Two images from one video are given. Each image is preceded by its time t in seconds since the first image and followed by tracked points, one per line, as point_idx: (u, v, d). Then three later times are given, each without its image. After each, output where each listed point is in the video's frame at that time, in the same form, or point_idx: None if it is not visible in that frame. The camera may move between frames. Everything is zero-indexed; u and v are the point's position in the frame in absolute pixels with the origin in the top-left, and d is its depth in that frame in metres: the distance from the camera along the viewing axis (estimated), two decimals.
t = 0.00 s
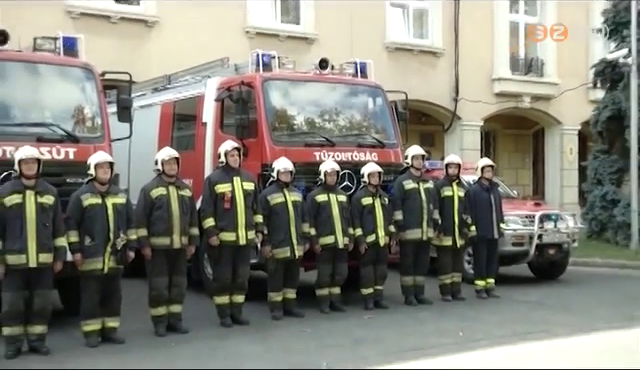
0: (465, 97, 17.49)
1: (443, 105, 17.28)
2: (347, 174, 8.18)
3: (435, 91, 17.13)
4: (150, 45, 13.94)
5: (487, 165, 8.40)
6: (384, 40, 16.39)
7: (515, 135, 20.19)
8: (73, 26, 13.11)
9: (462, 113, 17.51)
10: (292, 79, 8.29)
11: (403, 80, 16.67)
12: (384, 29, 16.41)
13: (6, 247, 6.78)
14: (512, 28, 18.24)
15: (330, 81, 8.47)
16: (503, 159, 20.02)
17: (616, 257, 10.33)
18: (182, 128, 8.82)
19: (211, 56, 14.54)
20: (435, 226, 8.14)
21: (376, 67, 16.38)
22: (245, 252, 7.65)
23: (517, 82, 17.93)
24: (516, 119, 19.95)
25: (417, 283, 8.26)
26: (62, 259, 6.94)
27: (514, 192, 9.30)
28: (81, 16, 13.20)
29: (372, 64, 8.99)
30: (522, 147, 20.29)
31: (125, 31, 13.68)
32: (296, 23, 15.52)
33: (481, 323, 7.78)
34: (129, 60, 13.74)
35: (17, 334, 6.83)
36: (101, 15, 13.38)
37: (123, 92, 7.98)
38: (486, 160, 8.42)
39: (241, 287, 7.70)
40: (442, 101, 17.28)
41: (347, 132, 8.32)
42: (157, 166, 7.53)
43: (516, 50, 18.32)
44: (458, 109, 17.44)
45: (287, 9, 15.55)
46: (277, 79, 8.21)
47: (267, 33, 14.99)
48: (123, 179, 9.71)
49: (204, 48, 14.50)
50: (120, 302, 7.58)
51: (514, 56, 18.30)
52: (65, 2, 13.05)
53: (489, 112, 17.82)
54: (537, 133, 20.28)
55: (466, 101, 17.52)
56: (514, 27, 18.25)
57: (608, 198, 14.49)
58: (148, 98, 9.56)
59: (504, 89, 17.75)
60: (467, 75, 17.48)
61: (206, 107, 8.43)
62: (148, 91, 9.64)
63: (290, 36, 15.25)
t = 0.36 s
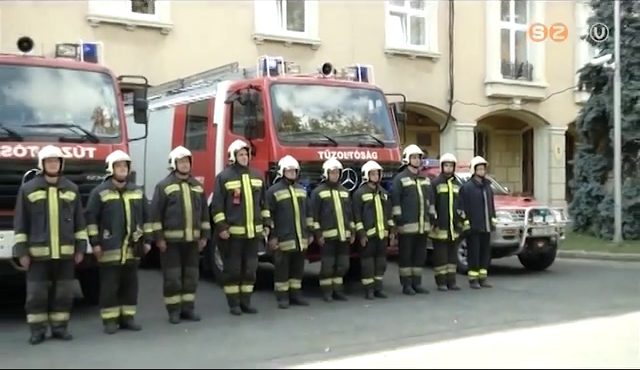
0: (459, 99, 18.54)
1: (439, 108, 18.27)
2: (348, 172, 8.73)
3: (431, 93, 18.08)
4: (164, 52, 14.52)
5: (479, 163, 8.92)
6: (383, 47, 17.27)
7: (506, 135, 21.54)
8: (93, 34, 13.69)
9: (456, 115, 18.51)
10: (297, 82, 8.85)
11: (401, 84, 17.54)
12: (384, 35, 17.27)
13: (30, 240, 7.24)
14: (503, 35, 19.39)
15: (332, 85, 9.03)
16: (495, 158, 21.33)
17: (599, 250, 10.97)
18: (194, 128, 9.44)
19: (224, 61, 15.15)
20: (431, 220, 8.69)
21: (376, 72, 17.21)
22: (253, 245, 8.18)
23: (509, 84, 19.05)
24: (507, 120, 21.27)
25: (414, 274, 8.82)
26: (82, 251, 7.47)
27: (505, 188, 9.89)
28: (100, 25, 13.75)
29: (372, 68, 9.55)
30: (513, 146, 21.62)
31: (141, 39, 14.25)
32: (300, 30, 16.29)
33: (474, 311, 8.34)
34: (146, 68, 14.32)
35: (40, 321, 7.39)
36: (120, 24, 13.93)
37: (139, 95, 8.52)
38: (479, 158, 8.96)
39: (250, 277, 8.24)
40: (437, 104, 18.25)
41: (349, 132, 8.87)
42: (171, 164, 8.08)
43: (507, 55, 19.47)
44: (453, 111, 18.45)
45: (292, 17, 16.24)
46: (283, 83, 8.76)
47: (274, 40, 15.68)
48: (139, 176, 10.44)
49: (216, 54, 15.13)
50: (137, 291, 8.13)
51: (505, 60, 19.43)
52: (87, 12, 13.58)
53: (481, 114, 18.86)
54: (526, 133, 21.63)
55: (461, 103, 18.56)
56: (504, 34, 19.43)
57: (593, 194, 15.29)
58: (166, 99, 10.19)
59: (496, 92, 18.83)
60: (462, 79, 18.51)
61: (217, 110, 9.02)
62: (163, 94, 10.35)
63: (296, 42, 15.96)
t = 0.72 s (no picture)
0: (457, 103, 19.56)
1: (437, 111, 19.32)
2: (353, 171, 9.34)
3: (430, 97, 19.10)
4: (182, 58, 15.42)
5: (475, 162, 9.54)
6: (385, 54, 18.24)
7: (500, 136, 22.74)
8: (115, 44, 14.55)
9: (454, 117, 19.56)
10: (305, 88, 9.47)
11: (402, 88, 18.54)
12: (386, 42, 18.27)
13: (57, 234, 7.81)
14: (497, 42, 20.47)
15: (338, 90, 9.65)
16: (489, 158, 22.54)
17: (587, 243, 11.65)
18: (209, 131, 10.16)
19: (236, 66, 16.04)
20: (430, 216, 9.30)
21: (378, 77, 18.17)
22: (264, 239, 8.78)
23: (502, 89, 20.15)
24: (501, 123, 22.49)
25: (414, 266, 9.44)
26: (105, 244, 8.07)
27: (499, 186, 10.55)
28: (122, 34, 14.63)
29: (375, 74, 10.18)
30: (506, 147, 22.82)
31: (160, 46, 15.11)
32: (307, 38, 17.23)
33: (470, 302, 8.94)
34: (166, 73, 15.19)
35: (66, 309, 8.00)
36: (140, 33, 14.79)
37: (157, 99, 9.14)
38: (475, 158, 9.56)
39: (261, 269, 8.85)
40: (436, 107, 19.28)
41: (354, 134, 9.48)
42: (188, 164, 8.69)
43: (501, 60, 20.58)
44: (451, 113, 19.49)
45: (301, 26, 17.22)
46: (292, 88, 9.39)
47: (283, 48, 16.58)
48: (157, 174, 11.23)
49: (226, 61, 16.00)
50: (156, 282, 8.76)
51: (499, 65, 20.54)
52: (109, 21, 14.46)
53: (476, 117, 19.94)
54: (519, 136, 22.69)
55: (458, 106, 19.59)
56: (498, 42, 20.51)
57: (581, 192, 15.91)
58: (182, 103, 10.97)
59: (490, 96, 19.91)
60: (459, 83, 19.54)
61: (230, 113, 9.68)
62: (179, 98, 11.12)
63: (304, 49, 16.86)
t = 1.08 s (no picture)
0: (456, 107, 21.19)
1: (437, 115, 20.93)
2: (358, 171, 10.00)
3: (431, 101, 20.71)
4: (198, 67, 16.80)
5: (473, 162, 10.20)
6: (389, 61, 19.80)
7: (496, 137, 24.51)
8: (137, 52, 15.98)
9: (453, 121, 21.18)
10: (314, 93, 10.14)
11: (405, 93, 20.13)
12: (389, 51, 19.82)
13: (83, 229, 8.48)
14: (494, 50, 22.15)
15: (344, 95, 10.33)
16: (487, 159, 24.30)
17: (578, 238, 12.39)
18: (225, 133, 10.94)
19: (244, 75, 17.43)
20: (431, 212, 9.95)
21: (382, 84, 19.69)
22: (276, 234, 9.43)
23: (498, 95, 21.83)
24: (497, 126, 24.25)
25: (416, 260, 10.10)
26: (128, 239, 8.72)
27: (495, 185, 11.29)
28: (143, 44, 16.08)
29: (379, 80, 10.87)
30: (502, 148, 24.57)
31: (177, 55, 16.52)
32: (316, 48, 18.67)
33: (468, 293, 9.57)
34: (183, 81, 16.64)
35: (92, 299, 8.69)
36: (160, 43, 16.24)
37: (177, 104, 9.82)
38: (473, 158, 10.23)
39: (273, 262, 9.50)
40: (436, 110, 20.90)
41: (359, 136, 10.15)
42: (205, 164, 9.36)
43: (497, 66, 22.30)
44: (449, 118, 21.11)
45: (310, 35, 18.69)
46: (301, 93, 10.06)
47: (293, 56, 18.06)
48: (177, 173, 12.13)
49: (240, 68, 17.42)
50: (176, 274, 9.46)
51: (496, 72, 22.26)
52: (131, 31, 15.93)
53: (473, 120, 21.56)
54: (514, 137, 24.53)
55: (456, 110, 21.19)
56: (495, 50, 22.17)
57: (573, 190, 17.07)
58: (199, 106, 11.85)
59: (487, 101, 21.56)
60: (457, 89, 21.21)
61: (245, 117, 10.43)
62: (197, 103, 11.98)
63: (313, 57, 18.35)
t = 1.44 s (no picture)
0: (454, 111, 22.41)
1: (437, 119, 22.14)
2: (363, 171, 10.71)
3: (431, 106, 21.87)
4: (216, 75, 17.78)
5: (470, 163, 10.92)
6: (392, 68, 20.87)
7: (492, 140, 26.09)
8: (157, 61, 16.91)
9: (452, 124, 22.42)
10: (321, 99, 10.88)
11: (407, 98, 21.25)
12: (393, 60, 20.89)
13: (107, 225, 9.21)
14: (491, 58, 23.59)
15: (350, 100, 11.07)
16: (482, 160, 25.82)
17: (569, 234, 13.18)
18: (239, 136, 11.77)
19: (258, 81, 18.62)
20: (431, 210, 10.66)
21: (385, 90, 20.78)
22: (286, 230, 10.14)
23: (494, 100, 23.08)
24: (493, 130, 25.80)
25: (417, 254, 10.83)
26: (149, 234, 9.44)
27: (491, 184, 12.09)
28: (163, 53, 17.02)
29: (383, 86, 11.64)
30: (498, 150, 26.18)
31: (196, 64, 17.45)
32: (324, 56, 19.81)
33: (465, 285, 10.29)
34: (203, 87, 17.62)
35: (116, 290, 9.43)
36: (180, 52, 17.17)
37: (194, 109, 10.56)
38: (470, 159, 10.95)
39: (283, 256, 10.21)
40: (436, 114, 22.08)
41: (364, 138, 10.89)
42: (220, 165, 10.08)
43: (493, 72, 23.66)
44: (448, 121, 22.34)
45: (318, 45, 19.72)
46: (310, 99, 10.80)
47: (302, 64, 19.09)
48: (194, 174, 13.06)
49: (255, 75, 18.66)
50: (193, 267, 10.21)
51: (492, 77, 23.65)
52: (151, 42, 16.84)
53: (470, 124, 22.86)
54: (508, 140, 26.18)
55: (455, 115, 22.46)
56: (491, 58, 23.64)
57: (563, 189, 18.22)
58: (216, 111, 12.77)
59: (485, 106, 22.82)
60: (456, 93, 22.45)
61: (257, 121, 11.24)
62: (213, 108, 12.90)
63: (321, 65, 19.41)
